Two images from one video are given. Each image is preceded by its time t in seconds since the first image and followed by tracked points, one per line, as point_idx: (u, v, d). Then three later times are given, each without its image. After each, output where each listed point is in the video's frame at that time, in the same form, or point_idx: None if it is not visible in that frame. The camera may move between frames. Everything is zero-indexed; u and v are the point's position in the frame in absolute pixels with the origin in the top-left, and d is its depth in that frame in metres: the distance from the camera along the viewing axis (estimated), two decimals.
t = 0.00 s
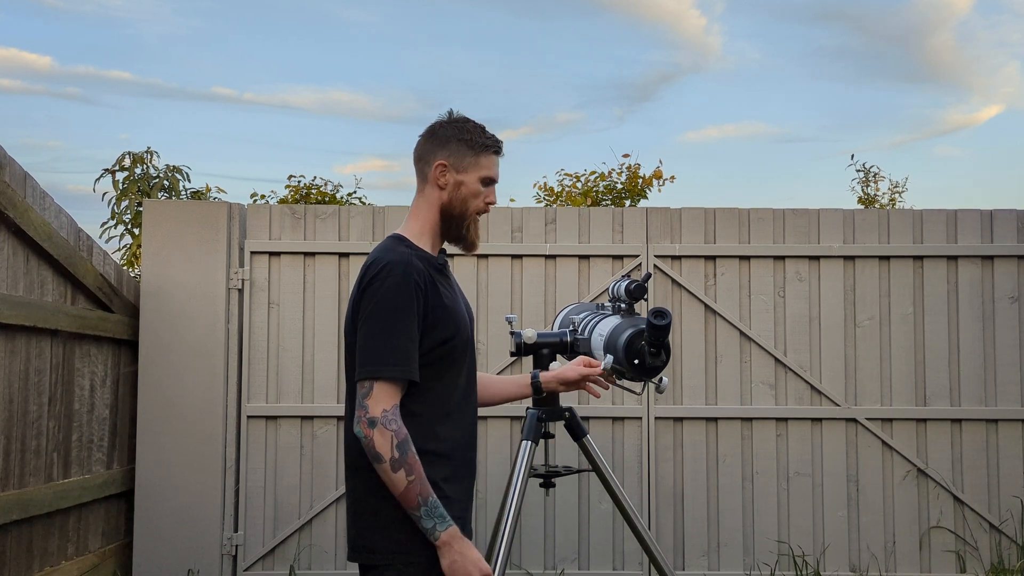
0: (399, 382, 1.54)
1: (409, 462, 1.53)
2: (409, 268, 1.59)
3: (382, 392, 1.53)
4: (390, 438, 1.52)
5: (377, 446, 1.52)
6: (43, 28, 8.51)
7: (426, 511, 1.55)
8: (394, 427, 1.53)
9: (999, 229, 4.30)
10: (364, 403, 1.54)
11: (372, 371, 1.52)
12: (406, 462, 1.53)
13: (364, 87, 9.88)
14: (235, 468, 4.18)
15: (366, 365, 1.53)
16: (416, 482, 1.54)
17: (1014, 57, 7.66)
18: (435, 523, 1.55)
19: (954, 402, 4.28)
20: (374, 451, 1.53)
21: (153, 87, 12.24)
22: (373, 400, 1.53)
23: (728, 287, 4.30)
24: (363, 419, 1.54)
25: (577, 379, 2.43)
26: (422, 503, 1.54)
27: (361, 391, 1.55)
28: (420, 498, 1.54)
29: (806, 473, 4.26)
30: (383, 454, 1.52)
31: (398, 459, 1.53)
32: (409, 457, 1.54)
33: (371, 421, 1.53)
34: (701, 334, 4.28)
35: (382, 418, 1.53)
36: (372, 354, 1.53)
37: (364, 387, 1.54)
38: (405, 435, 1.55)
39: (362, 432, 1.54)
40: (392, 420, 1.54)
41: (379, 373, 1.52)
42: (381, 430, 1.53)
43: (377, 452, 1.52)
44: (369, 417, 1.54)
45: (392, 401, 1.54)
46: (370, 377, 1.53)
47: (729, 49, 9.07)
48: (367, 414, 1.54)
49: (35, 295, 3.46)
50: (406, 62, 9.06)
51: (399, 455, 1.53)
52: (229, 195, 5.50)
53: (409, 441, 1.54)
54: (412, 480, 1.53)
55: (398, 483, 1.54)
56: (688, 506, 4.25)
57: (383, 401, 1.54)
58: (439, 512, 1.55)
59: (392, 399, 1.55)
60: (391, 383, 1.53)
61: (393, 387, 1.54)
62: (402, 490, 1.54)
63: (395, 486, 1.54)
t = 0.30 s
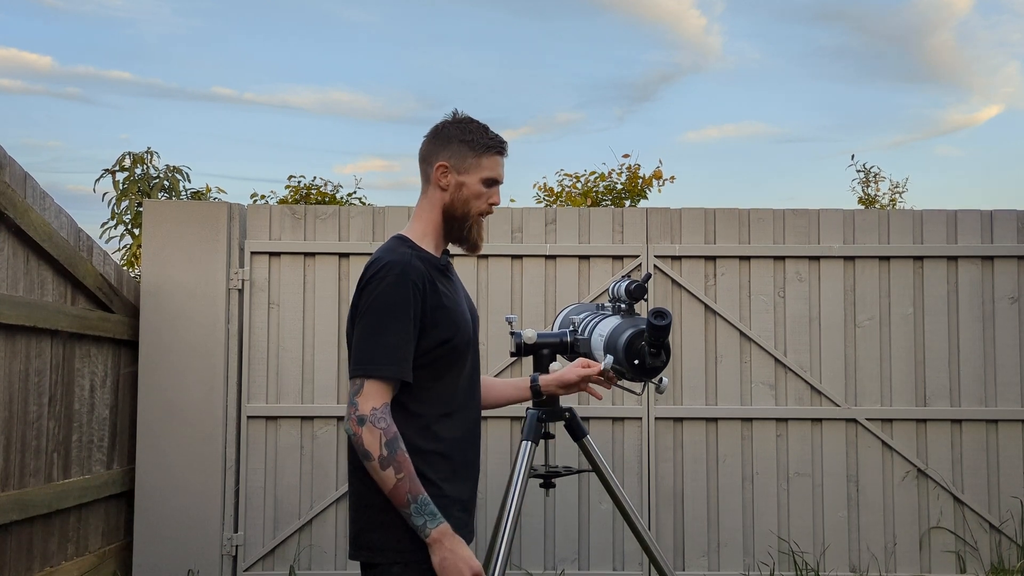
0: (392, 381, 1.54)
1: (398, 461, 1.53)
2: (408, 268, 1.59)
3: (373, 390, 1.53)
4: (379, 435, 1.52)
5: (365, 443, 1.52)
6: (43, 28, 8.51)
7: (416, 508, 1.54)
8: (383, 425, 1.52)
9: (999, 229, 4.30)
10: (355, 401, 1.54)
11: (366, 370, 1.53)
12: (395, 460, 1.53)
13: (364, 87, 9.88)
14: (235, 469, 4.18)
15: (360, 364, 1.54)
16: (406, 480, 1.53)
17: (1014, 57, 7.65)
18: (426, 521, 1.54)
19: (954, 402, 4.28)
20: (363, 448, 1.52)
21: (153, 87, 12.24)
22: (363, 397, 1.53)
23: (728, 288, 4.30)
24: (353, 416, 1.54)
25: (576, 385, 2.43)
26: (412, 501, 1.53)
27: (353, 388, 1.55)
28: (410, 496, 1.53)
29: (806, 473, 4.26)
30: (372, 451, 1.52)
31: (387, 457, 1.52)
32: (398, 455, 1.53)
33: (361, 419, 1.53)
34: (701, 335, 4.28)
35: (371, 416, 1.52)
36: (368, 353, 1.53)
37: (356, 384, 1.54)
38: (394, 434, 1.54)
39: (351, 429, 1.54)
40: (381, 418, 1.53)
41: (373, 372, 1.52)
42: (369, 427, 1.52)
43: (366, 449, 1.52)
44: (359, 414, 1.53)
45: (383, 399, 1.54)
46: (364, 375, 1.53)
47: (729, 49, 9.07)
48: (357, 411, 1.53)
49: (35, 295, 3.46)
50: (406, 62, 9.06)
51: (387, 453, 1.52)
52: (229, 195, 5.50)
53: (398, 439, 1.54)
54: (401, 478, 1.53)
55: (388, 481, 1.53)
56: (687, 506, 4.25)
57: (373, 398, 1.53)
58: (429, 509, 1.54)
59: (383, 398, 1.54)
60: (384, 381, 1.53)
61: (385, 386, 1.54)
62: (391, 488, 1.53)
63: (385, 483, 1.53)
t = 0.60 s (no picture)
0: (399, 381, 1.54)
1: (410, 457, 1.53)
2: (413, 268, 1.59)
3: (380, 390, 1.54)
4: (388, 434, 1.53)
5: (376, 443, 1.53)
6: (43, 28, 8.50)
7: (433, 501, 1.55)
8: (392, 424, 1.53)
9: (999, 229, 4.30)
10: (363, 401, 1.55)
11: (372, 370, 1.53)
12: (407, 456, 1.53)
13: (364, 87, 9.88)
14: (236, 469, 4.18)
15: (367, 365, 1.54)
16: (420, 475, 1.54)
17: (1014, 57, 7.65)
18: (443, 511, 1.55)
19: (954, 402, 4.28)
20: (374, 448, 1.54)
21: (154, 87, 12.24)
22: (371, 397, 1.54)
23: (728, 288, 4.30)
24: (361, 417, 1.55)
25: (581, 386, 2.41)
26: (428, 494, 1.55)
27: (360, 389, 1.56)
28: (425, 490, 1.54)
29: (806, 473, 4.26)
30: (383, 450, 1.53)
31: (399, 454, 1.53)
32: (409, 451, 1.54)
33: (369, 419, 1.54)
34: (701, 335, 4.28)
35: (380, 416, 1.53)
36: (375, 354, 1.54)
37: (363, 384, 1.55)
38: (404, 430, 1.55)
39: (361, 429, 1.55)
40: (390, 417, 1.54)
41: (380, 372, 1.52)
42: (378, 426, 1.53)
43: (377, 448, 1.53)
44: (367, 414, 1.54)
45: (390, 399, 1.54)
46: (371, 375, 1.54)
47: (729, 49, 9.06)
48: (365, 412, 1.54)
49: (35, 295, 3.46)
50: (406, 62, 9.06)
51: (398, 450, 1.53)
52: (229, 195, 5.50)
53: (408, 436, 1.54)
54: (415, 473, 1.53)
55: (402, 478, 1.54)
56: (687, 506, 4.25)
57: (381, 398, 1.54)
58: (445, 500, 1.55)
59: (390, 397, 1.55)
60: (390, 382, 1.53)
61: (391, 386, 1.54)
62: (406, 484, 1.54)
63: (399, 480, 1.54)
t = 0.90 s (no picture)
0: (410, 381, 1.54)
1: (432, 451, 1.54)
2: (418, 268, 1.59)
3: (393, 391, 1.53)
4: (408, 433, 1.53)
5: (397, 444, 1.53)
6: (43, 28, 8.50)
7: (460, 486, 1.58)
8: (410, 423, 1.53)
9: (999, 229, 4.30)
10: (377, 404, 1.54)
11: (382, 372, 1.53)
12: (429, 450, 1.54)
13: (364, 87, 9.88)
14: (236, 469, 4.18)
15: (376, 366, 1.54)
16: (445, 465, 1.56)
17: (1014, 57, 7.65)
18: (471, 494, 1.59)
19: (954, 402, 4.28)
20: (395, 449, 1.54)
21: (154, 87, 12.24)
22: (385, 400, 1.54)
23: (728, 287, 4.30)
24: (377, 420, 1.54)
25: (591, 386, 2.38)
26: (455, 481, 1.57)
27: (372, 392, 1.55)
28: (450, 479, 1.56)
29: (806, 473, 4.26)
30: (405, 449, 1.54)
31: (420, 451, 1.54)
32: (430, 445, 1.55)
33: (386, 421, 1.54)
34: (701, 335, 4.28)
35: (397, 416, 1.53)
36: (382, 354, 1.54)
37: (376, 388, 1.55)
38: (422, 427, 1.55)
39: (378, 434, 1.54)
40: (406, 416, 1.54)
41: (390, 374, 1.52)
42: (397, 428, 1.53)
43: (398, 449, 1.53)
44: (383, 417, 1.54)
45: (405, 399, 1.54)
46: (381, 377, 1.54)
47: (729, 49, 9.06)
48: (380, 415, 1.54)
49: (35, 295, 3.46)
50: (406, 62, 9.06)
51: (420, 447, 1.54)
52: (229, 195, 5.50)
53: (426, 431, 1.55)
54: (439, 465, 1.55)
55: (426, 472, 1.55)
56: (687, 506, 4.25)
57: (396, 399, 1.54)
58: (471, 483, 1.59)
59: (404, 397, 1.55)
60: (402, 382, 1.53)
61: (403, 386, 1.54)
62: (432, 477, 1.56)
63: (424, 474, 1.56)
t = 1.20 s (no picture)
0: (411, 381, 1.54)
1: (434, 450, 1.55)
2: (416, 268, 1.59)
3: (394, 391, 1.54)
4: (409, 433, 1.53)
5: (398, 445, 1.53)
6: (42, 28, 8.50)
7: (461, 484, 1.59)
8: (411, 423, 1.54)
9: (999, 229, 4.30)
10: (378, 404, 1.54)
11: (382, 372, 1.53)
12: (430, 449, 1.55)
13: (364, 88, 9.88)
14: (236, 469, 4.18)
15: (376, 366, 1.54)
16: (447, 463, 1.57)
17: (1014, 57, 7.64)
18: (473, 491, 1.60)
19: (954, 402, 4.28)
20: (396, 449, 1.54)
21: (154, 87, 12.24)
22: (386, 400, 1.54)
23: (728, 288, 4.30)
24: (378, 421, 1.54)
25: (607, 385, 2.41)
26: (456, 479, 1.58)
27: (373, 392, 1.55)
28: (452, 477, 1.57)
29: (806, 473, 4.26)
30: (407, 449, 1.54)
31: (422, 450, 1.54)
32: (432, 444, 1.55)
33: (387, 422, 1.54)
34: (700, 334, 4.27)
35: (398, 417, 1.53)
36: (382, 355, 1.53)
37: (377, 388, 1.55)
38: (424, 426, 1.56)
39: (379, 435, 1.54)
40: (408, 416, 1.54)
41: (391, 374, 1.52)
42: (398, 428, 1.53)
43: (400, 449, 1.53)
44: (385, 418, 1.54)
45: (405, 399, 1.54)
46: (382, 378, 1.53)
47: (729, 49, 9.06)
48: (382, 415, 1.54)
49: (35, 295, 3.46)
50: (406, 62, 9.06)
51: (422, 447, 1.54)
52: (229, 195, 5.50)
53: (428, 431, 1.55)
54: (441, 464, 1.56)
55: (428, 471, 1.56)
56: (687, 505, 4.25)
57: (397, 399, 1.54)
58: (472, 480, 1.61)
59: (405, 397, 1.55)
60: (402, 383, 1.53)
61: (403, 387, 1.54)
62: (434, 476, 1.56)
63: (426, 474, 1.56)
